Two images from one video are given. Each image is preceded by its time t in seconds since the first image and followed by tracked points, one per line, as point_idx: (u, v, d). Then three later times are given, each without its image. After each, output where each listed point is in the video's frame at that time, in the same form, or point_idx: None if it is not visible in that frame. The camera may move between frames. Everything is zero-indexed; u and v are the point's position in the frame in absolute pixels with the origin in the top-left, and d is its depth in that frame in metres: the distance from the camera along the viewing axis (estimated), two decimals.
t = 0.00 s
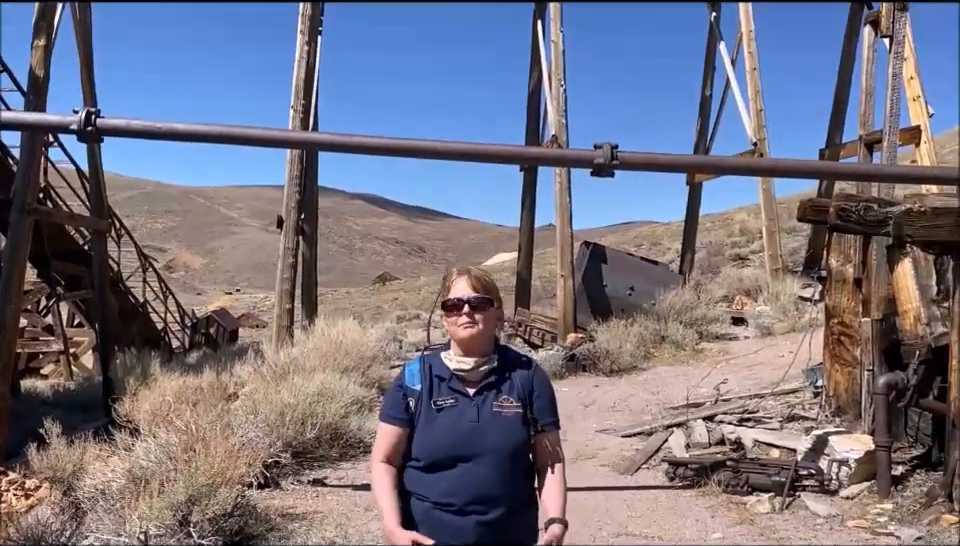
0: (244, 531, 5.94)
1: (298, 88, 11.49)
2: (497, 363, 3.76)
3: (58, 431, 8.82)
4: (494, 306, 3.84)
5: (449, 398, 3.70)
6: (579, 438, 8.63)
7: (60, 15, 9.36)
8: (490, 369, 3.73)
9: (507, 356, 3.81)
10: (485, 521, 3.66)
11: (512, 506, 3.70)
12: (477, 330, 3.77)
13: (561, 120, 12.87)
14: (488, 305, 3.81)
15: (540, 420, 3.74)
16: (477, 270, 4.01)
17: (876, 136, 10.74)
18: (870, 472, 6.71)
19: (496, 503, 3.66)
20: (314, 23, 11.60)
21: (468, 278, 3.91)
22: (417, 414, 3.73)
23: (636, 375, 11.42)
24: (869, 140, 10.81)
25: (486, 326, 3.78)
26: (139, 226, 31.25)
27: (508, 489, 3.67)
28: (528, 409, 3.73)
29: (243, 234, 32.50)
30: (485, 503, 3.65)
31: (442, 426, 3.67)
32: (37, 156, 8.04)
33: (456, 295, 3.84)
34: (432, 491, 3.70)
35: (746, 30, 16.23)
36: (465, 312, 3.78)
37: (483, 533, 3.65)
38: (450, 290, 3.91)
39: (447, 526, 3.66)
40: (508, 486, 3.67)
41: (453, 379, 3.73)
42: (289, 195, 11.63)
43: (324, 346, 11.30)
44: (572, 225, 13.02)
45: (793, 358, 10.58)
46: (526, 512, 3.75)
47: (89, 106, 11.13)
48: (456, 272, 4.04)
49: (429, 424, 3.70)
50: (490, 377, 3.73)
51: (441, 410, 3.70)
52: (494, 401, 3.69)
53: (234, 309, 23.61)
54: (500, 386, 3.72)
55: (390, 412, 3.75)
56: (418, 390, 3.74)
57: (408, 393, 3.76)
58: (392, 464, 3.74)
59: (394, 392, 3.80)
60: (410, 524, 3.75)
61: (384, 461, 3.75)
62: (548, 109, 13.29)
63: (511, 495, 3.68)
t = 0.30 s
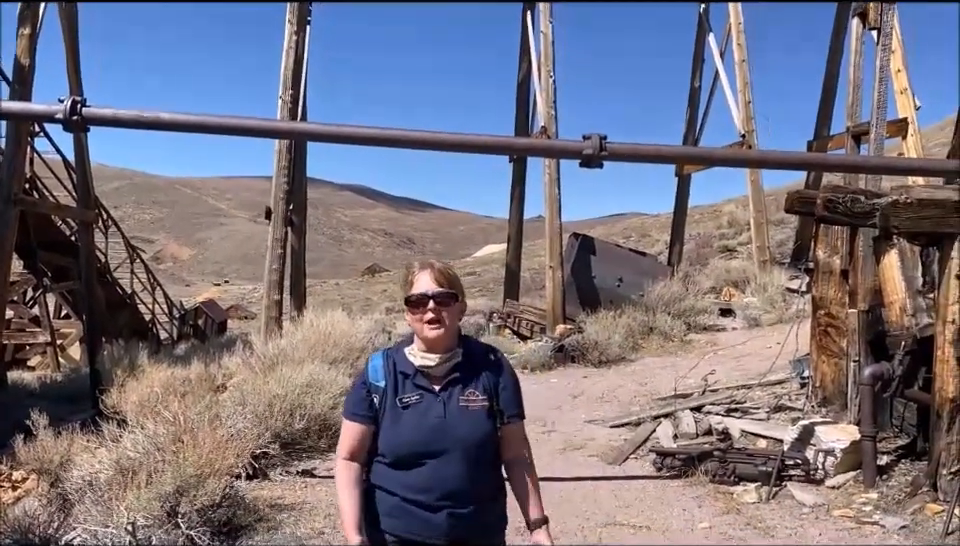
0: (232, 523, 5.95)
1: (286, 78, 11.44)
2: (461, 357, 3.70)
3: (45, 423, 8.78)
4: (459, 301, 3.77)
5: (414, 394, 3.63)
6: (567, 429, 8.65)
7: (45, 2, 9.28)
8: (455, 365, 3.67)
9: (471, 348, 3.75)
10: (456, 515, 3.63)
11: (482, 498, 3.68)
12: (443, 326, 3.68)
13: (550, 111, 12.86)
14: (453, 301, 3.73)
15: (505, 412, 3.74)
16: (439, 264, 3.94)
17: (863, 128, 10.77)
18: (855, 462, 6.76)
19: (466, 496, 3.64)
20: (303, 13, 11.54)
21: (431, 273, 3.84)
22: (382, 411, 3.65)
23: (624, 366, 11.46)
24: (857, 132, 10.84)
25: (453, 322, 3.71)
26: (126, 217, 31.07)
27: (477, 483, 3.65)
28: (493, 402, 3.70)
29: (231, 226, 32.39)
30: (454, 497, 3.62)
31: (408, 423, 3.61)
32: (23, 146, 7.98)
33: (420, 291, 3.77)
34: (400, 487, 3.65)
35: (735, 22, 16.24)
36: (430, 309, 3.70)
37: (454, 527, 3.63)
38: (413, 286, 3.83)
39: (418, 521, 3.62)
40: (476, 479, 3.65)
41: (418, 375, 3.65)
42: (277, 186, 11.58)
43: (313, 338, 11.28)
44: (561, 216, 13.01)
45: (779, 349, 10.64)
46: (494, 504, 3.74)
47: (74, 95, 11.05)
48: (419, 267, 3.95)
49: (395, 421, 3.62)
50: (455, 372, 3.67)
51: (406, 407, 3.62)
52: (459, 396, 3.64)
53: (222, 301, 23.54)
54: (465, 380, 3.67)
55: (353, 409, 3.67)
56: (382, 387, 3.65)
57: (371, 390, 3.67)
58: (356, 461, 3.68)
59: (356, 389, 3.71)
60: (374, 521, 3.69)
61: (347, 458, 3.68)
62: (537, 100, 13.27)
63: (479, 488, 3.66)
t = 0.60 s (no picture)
0: (224, 514, 5.93)
1: (277, 70, 11.40)
2: (440, 349, 3.63)
3: (35, 416, 8.75)
4: (433, 295, 3.69)
5: (398, 392, 3.55)
6: (558, 421, 8.67)
7: None
8: (435, 358, 3.61)
9: (449, 339, 3.69)
10: (449, 506, 3.64)
11: (469, 487, 3.69)
12: (420, 322, 3.59)
13: (542, 104, 12.85)
14: (428, 296, 3.65)
15: (484, 398, 3.73)
16: (411, 258, 3.84)
17: (853, 121, 10.80)
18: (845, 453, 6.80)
19: (455, 487, 3.63)
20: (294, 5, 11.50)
21: (403, 269, 3.74)
22: (366, 412, 3.54)
23: (615, 358, 11.48)
24: (847, 125, 10.88)
25: (429, 317, 3.62)
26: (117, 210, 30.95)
27: (464, 473, 3.65)
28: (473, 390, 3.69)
29: (222, 219, 32.30)
30: (444, 490, 3.61)
31: (396, 423, 3.54)
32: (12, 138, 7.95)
33: (393, 287, 3.67)
34: (389, 484, 3.60)
35: (726, 15, 16.24)
36: (407, 305, 3.61)
37: (444, 518, 3.64)
38: (387, 283, 3.73)
39: (411, 516, 3.60)
40: (464, 470, 3.64)
41: (400, 372, 3.56)
42: (268, 178, 11.54)
43: (304, 331, 11.27)
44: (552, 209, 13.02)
45: (770, 341, 10.67)
46: (479, 489, 3.76)
47: (63, 87, 11.00)
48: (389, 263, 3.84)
49: (382, 420, 3.54)
50: (437, 365, 3.61)
51: (392, 406, 3.54)
52: (442, 389, 3.60)
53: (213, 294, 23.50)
54: (446, 372, 3.62)
55: (335, 412, 3.53)
56: (365, 388, 3.53)
57: (353, 391, 3.54)
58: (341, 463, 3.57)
59: (335, 390, 3.56)
60: (365, 519, 3.63)
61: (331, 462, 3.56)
62: (528, 92, 13.25)
63: (467, 478, 3.66)
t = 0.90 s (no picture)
0: (218, 509, 5.94)
1: (270, 64, 11.37)
2: (435, 340, 3.65)
3: (28, 411, 8.73)
4: (428, 287, 3.70)
5: (398, 380, 3.53)
6: (552, 414, 8.68)
7: None
8: (430, 346, 3.62)
9: (442, 331, 3.72)
10: (446, 494, 3.64)
11: (463, 476, 3.70)
12: (416, 314, 3.59)
13: (535, 98, 12.85)
14: (424, 288, 3.66)
15: (475, 387, 3.77)
16: (406, 252, 3.85)
17: (846, 115, 10.83)
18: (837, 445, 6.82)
19: (452, 475, 3.63)
20: None
21: (399, 261, 3.74)
22: (368, 402, 3.48)
23: (609, 352, 11.51)
24: (840, 119, 10.90)
25: (425, 309, 3.63)
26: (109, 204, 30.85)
27: (461, 460, 3.66)
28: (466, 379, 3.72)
29: (215, 213, 32.22)
30: (442, 478, 3.60)
31: (399, 411, 3.51)
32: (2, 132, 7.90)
33: (389, 280, 3.66)
34: (390, 474, 3.55)
35: (720, 8, 16.24)
36: (405, 298, 3.60)
37: (441, 506, 3.63)
38: (382, 274, 3.72)
39: (410, 506, 3.57)
40: (460, 457, 3.65)
41: (399, 361, 3.55)
42: (262, 172, 11.52)
43: (298, 325, 11.26)
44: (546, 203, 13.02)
45: (763, 335, 10.70)
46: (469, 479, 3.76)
47: (55, 81, 10.95)
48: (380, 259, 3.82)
49: (384, 410, 3.50)
50: (432, 354, 3.62)
51: (393, 395, 3.51)
52: (440, 377, 3.60)
53: (207, 289, 23.46)
54: (442, 361, 3.63)
55: (336, 403, 3.45)
56: (366, 378, 3.47)
57: (354, 381, 3.47)
58: (340, 456, 3.49)
59: (334, 381, 3.47)
60: (363, 510, 3.58)
61: (331, 456, 3.47)
62: (522, 86, 13.24)
63: (462, 465, 3.68)
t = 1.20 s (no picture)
0: (215, 506, 5.95)
1: (265, 60, 11.35)
2: (441, 340, 3.68)
3: (25, 408, 8.73)
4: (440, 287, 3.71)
5: (409, 376, 3.54)
6: (548, 410, 8.70)
7: None
8: (437, 347, 3.65)
9: (446, 333, 3.75)
10: (438, 489, 3.69)
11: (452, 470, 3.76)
12: (428, 313, 3.61)
13: (531, 93, 12.84)
14: (437, 288, 3.66)
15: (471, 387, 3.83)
16: (419, 250, 3.86)
17: (842, 110, 10.83)
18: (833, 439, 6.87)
19: (447, 469, 3.68)
20: None
21: (415, 260, 3.74)
22: (378, 396, 3.47)
23: (605, 347, 11.52)
24: (835, 114, 10.91)
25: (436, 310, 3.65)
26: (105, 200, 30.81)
27: (454, 456, 3.71)
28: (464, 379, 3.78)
29: (211, 210, 32.18)
30: (438, 474, 3.65)
31: (408, 406, 3.52)
32: None
33: (403, 277, 3.65)
34: (391, 468, 3.56)
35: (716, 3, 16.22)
36: (420, 297, 3.60)
37: (434, 499, 3.68)
38: (395, 271, 3.71)
39: (405, 499, 3.60)
40: (455, 453, 3.71)
41: (409, 358, 3.55)
42: (258, 168, 11.50)
43: (294, 321, 11.26)
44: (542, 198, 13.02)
45: (759, 329, 10.71)
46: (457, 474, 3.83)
47: (50, 78, 10.93)
48: (387, 255, 3.87)
49: (394, 405, 3.50)
50: (438, 354, 3.65)
51: (403, 392, 3.52)
52: (445, 376, 3.64)
53: (203, 285, 23.45)
54: (447, 361, 3.67)
55: (348, 396, 3.41)
56: (378, 373, 3.46)
57: (367, 376, 3.44)
58: (344, 450, 3.45)
59: (346, 374, 3.43)
60: (359, 503, 3.56)
61: (335, 448, 3.43)
62: (518, 81, 13.23)
63: (456, 462, 3.74)
